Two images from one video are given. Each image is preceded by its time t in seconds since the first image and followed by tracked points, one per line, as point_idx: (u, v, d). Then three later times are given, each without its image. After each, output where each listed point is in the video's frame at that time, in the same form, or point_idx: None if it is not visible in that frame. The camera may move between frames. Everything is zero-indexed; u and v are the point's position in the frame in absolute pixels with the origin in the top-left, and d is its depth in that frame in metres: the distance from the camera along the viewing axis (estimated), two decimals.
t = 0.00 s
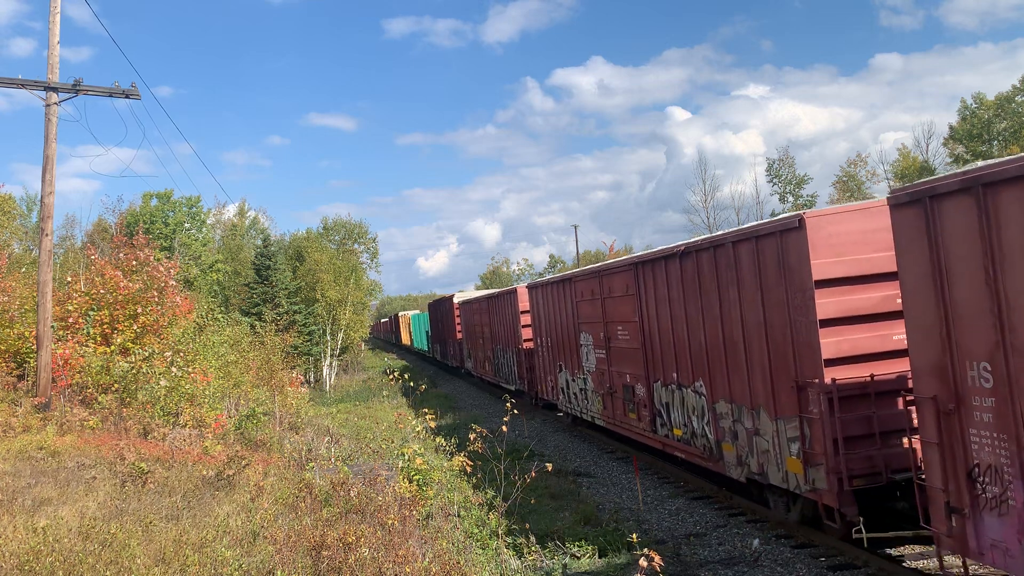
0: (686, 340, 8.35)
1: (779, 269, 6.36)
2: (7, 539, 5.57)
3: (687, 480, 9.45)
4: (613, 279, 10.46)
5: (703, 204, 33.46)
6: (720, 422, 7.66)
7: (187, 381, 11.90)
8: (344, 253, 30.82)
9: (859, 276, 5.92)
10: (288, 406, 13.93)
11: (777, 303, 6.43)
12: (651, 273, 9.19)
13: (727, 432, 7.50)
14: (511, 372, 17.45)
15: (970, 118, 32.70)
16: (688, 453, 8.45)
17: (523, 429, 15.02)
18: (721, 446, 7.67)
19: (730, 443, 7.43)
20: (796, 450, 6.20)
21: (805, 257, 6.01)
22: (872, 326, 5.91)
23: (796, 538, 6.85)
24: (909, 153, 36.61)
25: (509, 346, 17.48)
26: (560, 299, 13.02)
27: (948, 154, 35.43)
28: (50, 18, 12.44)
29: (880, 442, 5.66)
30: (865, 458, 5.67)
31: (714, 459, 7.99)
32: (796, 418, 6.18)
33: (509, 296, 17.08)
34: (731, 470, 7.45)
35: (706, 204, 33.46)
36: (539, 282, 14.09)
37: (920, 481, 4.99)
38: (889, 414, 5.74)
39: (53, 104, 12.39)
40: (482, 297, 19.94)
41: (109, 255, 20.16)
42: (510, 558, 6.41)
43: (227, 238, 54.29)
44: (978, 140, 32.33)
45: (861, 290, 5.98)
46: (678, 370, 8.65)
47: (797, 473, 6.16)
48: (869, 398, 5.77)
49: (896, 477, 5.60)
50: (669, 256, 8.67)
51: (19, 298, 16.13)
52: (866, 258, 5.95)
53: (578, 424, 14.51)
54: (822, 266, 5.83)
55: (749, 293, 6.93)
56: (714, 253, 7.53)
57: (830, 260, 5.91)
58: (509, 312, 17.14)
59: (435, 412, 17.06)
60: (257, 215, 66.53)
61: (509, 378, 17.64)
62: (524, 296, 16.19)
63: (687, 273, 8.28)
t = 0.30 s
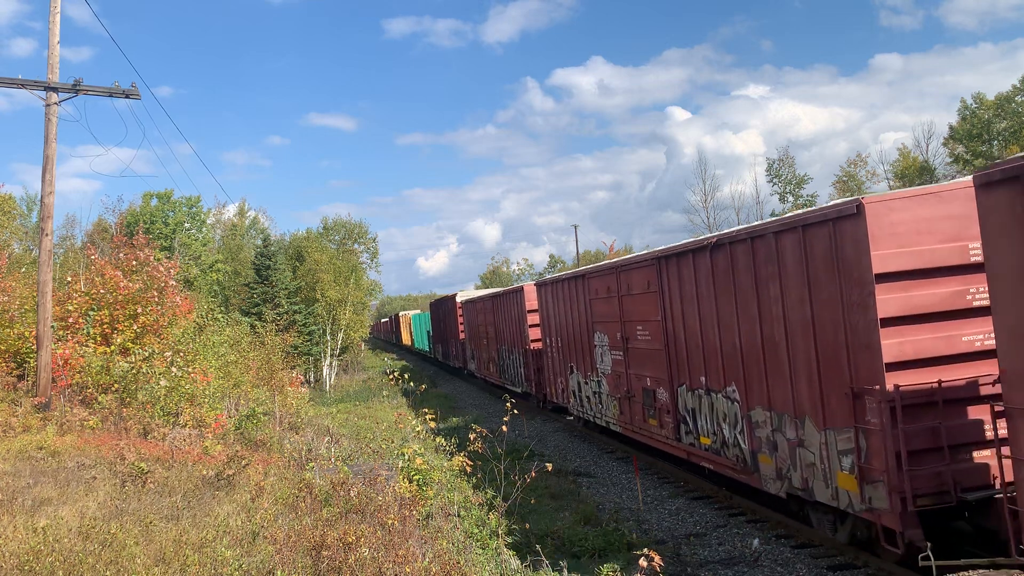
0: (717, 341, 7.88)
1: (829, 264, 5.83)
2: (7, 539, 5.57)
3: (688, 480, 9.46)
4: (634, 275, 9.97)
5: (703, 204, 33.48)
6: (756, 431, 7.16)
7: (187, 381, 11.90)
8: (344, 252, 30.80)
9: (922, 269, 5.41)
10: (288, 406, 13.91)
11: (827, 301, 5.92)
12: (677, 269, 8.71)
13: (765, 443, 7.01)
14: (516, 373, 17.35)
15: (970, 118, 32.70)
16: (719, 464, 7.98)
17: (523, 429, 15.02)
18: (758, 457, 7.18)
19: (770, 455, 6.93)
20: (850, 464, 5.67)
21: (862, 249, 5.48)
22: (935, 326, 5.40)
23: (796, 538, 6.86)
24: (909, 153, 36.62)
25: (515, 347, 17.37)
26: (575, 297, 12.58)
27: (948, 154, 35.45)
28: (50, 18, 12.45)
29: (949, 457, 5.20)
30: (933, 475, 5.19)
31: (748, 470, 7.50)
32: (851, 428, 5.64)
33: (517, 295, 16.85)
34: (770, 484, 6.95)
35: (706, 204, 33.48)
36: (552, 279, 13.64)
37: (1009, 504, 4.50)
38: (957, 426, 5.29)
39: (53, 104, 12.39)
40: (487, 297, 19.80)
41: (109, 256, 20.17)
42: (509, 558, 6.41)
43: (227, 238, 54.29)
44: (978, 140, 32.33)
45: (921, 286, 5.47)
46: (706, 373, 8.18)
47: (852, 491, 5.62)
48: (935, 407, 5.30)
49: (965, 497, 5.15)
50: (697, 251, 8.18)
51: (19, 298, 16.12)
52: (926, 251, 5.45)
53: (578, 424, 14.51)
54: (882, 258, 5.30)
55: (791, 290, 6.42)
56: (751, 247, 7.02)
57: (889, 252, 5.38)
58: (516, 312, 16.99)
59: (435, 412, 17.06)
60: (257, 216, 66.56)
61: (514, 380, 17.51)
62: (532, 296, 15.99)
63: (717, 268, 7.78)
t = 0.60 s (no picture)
0: (753, 343, 7.09)
1: (892, 252, 5.02)
2: (7, 539, 5.57)
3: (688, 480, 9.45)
4: (659, 270, 9.20)
5: (703, 204, 33.48)
6: (797, 442, 6.36)
7: (187, 381, 11.90)
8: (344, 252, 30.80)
9: (1008, 260, 4.58)
10: (288, 406, 13.89)
11: (888, 295, 5.10)
12: (706, 264, 7.95)
13: (810, 455, 6.17)
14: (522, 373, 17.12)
15: (970, 118, 32.71)
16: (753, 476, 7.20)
17: (523, 429, 15.02)
18: (801, 471, 6.35)
19: (816, 470, 6.09)
20: (918, 484, 4.82)
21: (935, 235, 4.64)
22: None
23: (796, 538, 6.86)
24: (909, 153, 36.65)
25: (521, 347, 17.14)
26: (592, 296, 11.88)
27: (948, 154, 35.47)
28: (50, 18, 12.45)
29: None
30: (1020, 497, 4.36)
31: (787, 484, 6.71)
32: (920, 442, 4.79)
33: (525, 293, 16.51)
34: (815, 501, 6.14)
35: (706, 204, 33.49)
36: (567, 276, 12.96)
37: None
38: None
39: (53, 104, 12.41)
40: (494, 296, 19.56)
41: (109, 256, 20.18)
42: (510, 558, 6.41)
43: (228, 238, 54.31)
44: (978, 140, 32.35)
45: (1005, 279, 4.63)
46: (739, 378, 7.39)
47: (920, 515, 4.82)
48: (1020, 418, 4.43)
49: None
50: (730, 243, 7.41)
51: (19, 298, 16.12)
52: (1011, 238, 4.62)
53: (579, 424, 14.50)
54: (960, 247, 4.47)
55: (842, 284, 5.62)
56: (795, 237, 6.22)
57: (966, 241, 4.56)
58: (523, 311, 16.72)
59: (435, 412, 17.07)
60: (257, 216, 66.60)
61: (521, 381, 17.27)
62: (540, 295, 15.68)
63: (755, 262, 6.99)
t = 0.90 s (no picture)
0: (796, 344, 6.40)
1: (975, 240, 4.37)
2: (7, 539, 5.57)
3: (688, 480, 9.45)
4: (683, 266, 8.51)
5: (703, 204, 33.49)
6: (851, 456, 5.68)
7: (187, 381, 11.90)
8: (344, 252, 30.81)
9: None
10: (288, 406, 13.89)
11: (968, 290, 4.46)
12: (740, 258, 7.27)
13: (867, 472, 5.50)
14: (530, 376, 16.73)
15: (970, 118, 32.69)
16: (796, 492, 6.53)
17: (523, 429, 15.01)
18: (853, 488, 5.69)
19: (873, 488, 5.43)
20: (1008, 508, 4.19)
21: None
22: None
23: (796, 538, 6.86)
24: (908, 153, 36.65)
25: (529, 348, 16.73)
26: (606, 294, 11.18)
27: (948, 154, 35.46)
28: (50, 18, 12.45)
29: None
30: None
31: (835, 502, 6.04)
32: (1011, 460, 4.16)
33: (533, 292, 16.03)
34: (872, 523, 5.49)
35: (706, 204, 33.50)
36: (579, 274, 12.26)
37: None
38: None
39: (53, 104, 12.41)
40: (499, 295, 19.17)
41: (109, 256, 20.17)
42: (510, 558, 6.40)
43: (228, 238, 54.34)
44: (978, 140, 32.34)
45: None
46: (779, 384, 6.70)
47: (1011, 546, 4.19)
48: None
49: None
50: (769, 234, 6.73)
51: (19, 298, 16.12)
52: None
53: (579, 424, 14.49)
54: None
55: (908, 279, 4.95)
56: (848, 227, 5.55)
57: None
58: (530, 311, 16.31)
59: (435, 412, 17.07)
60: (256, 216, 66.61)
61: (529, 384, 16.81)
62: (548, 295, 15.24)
63: (798, 256, 6.30)
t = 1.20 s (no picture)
0: (850, 346, 5.67)
1: None
2: (7, 539, 5.57)
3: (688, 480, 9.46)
4: (714, 262, 7.77)
5: (703, 204, 33.48)
6: (919, 474, 4.97)
7: (187, 381, 11.91)
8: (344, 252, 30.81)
9: None
10: (288, 406, 13.89)
11: None
12: (782, 249, 6.53)
13: (938, 492, 4.79)
14: (537, 378, 16.24)
15: (970, 118, 32.69)
16: (850, 511, 5.80)
17: (523, 429, 15.02)
18: (920, 509, 4.99)
19: (948, 510, 4.72)
20: None
21: None
22: None
23: (796, 538, 6.86)
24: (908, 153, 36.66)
25: (536, 349, 16.26)
26: (624, 292, 10.44)
27: (948, 154, 35.46)
28: (50, 18, 12.45)
29: None
30: None
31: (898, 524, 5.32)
32: None
33: (540, 291, 15.56)
34: (945, 550, 4.78)
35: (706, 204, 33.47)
36: (592, 270, 11.54)
37: None
38: None
39: (53, 104, 12.41)
40: (505, 294, 18.76)
41: (109, 256, 20.18)
42: (510, 558, 6.40)
43: (228, 238, 54.35)
44: (978, 140, 32.33)
45: None
46: (829, 390, 5.96)
47: None
48: None
49: None
50: (819, 222, 5.99)
51: (19, 298, 16.12)
52: None
53: (579, 424, 14.50)
54: None
55: (1000, 271, 4.26)
56: (919, 211, 4.85)
57: None
58: (537, 311, 15.86)
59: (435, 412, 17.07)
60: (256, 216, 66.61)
61: (537, 386, 16.29)
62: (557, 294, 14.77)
63: (854, 247, 5.58)
